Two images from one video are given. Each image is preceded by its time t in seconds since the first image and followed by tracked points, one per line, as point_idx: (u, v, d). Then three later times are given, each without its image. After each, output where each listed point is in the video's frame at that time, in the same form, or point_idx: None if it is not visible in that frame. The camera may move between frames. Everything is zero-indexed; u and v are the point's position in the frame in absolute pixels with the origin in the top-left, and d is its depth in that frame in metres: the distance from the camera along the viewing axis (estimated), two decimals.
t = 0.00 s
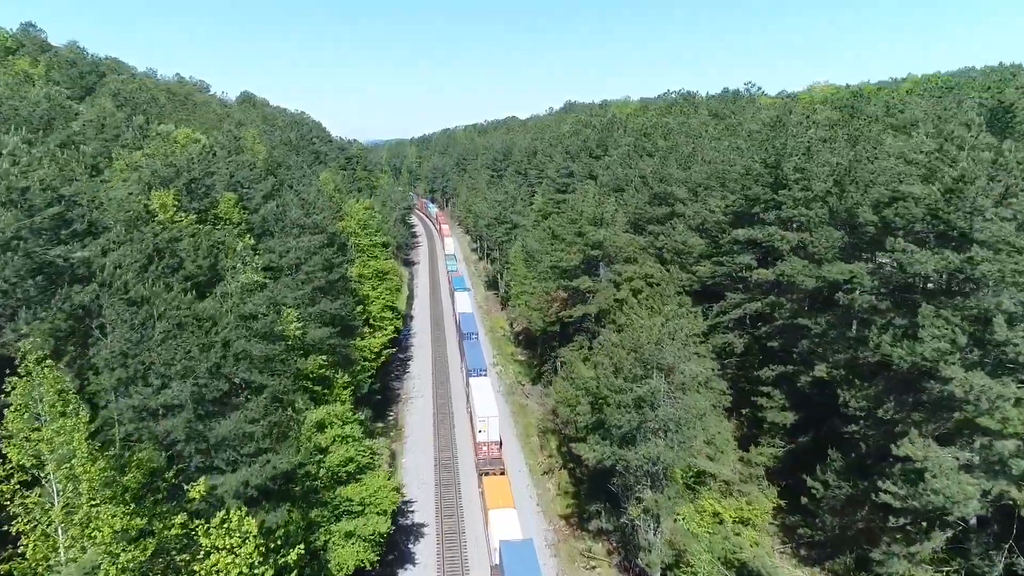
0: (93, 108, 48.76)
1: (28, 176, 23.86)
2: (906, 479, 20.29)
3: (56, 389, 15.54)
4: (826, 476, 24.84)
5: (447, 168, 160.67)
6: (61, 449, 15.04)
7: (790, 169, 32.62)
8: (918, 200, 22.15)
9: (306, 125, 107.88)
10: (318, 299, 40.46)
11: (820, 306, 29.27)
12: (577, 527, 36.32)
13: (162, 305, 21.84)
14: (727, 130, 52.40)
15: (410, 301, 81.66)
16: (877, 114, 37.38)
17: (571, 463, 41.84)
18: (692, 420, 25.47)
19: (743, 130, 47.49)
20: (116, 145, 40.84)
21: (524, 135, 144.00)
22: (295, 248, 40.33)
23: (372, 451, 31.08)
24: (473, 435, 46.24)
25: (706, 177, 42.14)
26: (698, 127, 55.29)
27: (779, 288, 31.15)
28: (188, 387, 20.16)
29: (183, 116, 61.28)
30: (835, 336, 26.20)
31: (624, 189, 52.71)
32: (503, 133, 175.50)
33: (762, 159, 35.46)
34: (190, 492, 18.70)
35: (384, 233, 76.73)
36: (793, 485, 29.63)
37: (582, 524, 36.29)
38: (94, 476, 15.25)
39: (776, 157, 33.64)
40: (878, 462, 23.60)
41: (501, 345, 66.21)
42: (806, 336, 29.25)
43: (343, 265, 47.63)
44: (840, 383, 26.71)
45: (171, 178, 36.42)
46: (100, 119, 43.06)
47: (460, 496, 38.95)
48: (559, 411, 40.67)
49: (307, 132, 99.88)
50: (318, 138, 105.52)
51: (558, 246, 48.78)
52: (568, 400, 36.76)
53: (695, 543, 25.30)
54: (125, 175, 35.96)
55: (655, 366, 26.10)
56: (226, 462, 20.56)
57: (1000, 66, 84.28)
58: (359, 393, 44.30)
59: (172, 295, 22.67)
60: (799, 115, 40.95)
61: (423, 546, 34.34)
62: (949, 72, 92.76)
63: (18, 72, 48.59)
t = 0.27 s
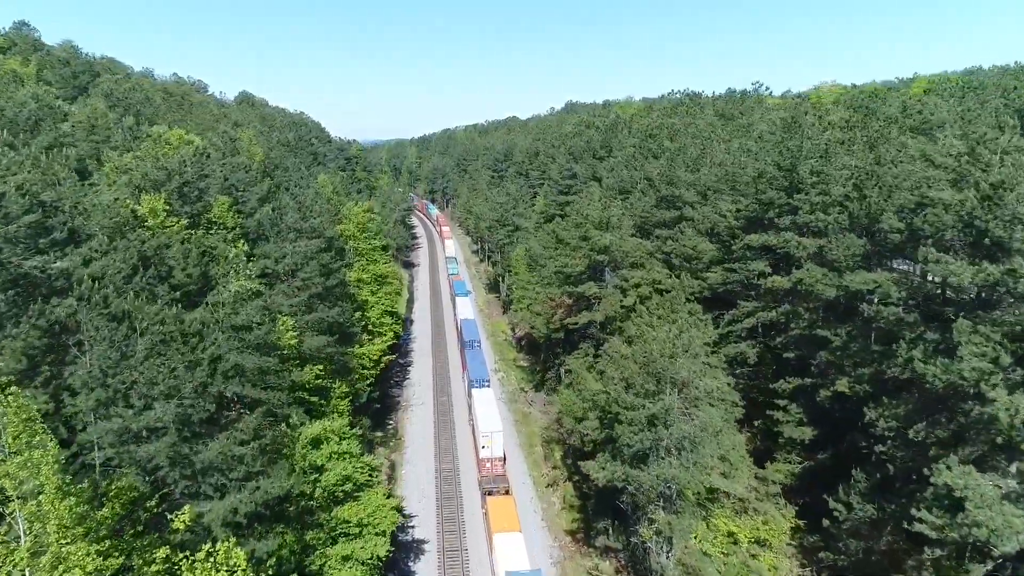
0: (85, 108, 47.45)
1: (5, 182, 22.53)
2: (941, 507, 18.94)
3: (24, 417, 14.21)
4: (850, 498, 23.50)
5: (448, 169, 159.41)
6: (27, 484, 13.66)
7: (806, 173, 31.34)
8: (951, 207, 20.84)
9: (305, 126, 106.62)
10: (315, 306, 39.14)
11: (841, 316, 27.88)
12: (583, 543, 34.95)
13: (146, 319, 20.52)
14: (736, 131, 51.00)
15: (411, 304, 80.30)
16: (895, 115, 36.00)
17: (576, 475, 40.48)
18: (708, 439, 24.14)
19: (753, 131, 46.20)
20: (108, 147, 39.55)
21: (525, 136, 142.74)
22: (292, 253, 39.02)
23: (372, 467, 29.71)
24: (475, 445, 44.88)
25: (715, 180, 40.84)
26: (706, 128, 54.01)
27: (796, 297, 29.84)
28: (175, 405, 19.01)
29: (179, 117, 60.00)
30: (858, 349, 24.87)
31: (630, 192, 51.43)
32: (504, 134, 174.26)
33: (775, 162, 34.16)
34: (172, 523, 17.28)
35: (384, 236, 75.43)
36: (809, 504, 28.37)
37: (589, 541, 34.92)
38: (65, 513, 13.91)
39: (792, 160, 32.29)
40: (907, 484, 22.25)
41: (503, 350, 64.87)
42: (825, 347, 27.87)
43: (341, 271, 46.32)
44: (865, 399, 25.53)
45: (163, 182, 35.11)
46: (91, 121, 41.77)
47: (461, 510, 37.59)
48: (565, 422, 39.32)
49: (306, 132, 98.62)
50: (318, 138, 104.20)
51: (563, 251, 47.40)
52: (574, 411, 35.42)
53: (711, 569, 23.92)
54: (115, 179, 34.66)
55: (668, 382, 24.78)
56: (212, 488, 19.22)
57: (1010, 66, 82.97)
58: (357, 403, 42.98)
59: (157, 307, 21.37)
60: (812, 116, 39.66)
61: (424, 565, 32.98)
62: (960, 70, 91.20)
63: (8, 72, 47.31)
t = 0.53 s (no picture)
0: (75, 108, 46.15)
1: None
2: (981, 537, 17.64)
3: None
4: (876, 522, 22.20)
5: (448, 169, 158.14)
6: None
7: (824, 176, 29.98)
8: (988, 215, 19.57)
9: (304, 126, 105.30)
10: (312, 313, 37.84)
11: (863, 327, 26.51)
12: (590, 561, 33.61)
13: (128, 336, 19.25)
14: (745, 132, 49.57)
15: (411, 308, 78.95)
16: (914, 116, 34.59)
17: (582, 488, 39.15)
18: (725, 459, 22.85)
19: (763, 133, 44.92)
20: (97, 149, 38.23)
21: (526, 136, 141.50)
22: (287, 259, 37.67)
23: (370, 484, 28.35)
24: (477, 456, 43.52)
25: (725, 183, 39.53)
26: (713, 130, 52.72)
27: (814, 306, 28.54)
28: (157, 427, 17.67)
29: (174, 117, 58.68)
30: (884, 364, 23.58)
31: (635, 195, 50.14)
32: (505, 134, 173.05)
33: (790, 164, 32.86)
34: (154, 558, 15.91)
35: (383, 238, 74.11)
36: (829, 522, 27.19)
37: (596, 559, 33.57)
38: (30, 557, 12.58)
39: (808, 162, 30.96)
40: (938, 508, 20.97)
41: (505, 355, 63.56)
42: (847, 360, 26.51)
43: (339, 276, 45.02)
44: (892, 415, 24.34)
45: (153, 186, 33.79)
46: (80, 122, 40.45)
47: (463, 526, 36.25)
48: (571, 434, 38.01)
49: (304, 133, 97.29)
50: (317, 139, 102.87)
51: (567, 255, 46.03)
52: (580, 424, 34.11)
53: None
54: (103, 182, 33.34)
55: (682, 398, 23.48)
56: (198, 518, 17.88)
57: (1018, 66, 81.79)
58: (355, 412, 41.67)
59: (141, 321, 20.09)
60: (826, 116, 38.39)
61: None
62: (970, 69, 89.61)
63: None
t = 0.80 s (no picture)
0: (66, 109, 44.87)
1: None
2: None
3: None
4: (906, 549, 20.99)
5: (448, 169, 156.95)
6: None
7: (843, 180, 28.71)
8: None
9: (302, 126, 103.99)
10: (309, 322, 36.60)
11: (887, 340, 25.22)
12: None
13: (107, 355, 18.04)
14: (755, 133, 48.30)
15: (411, 311, 77.66)
16: (935, 118, 33.31)
17: (588, 502, 37.91)
18: (744, 482, 21.54)
19: (773, 134, 43.71)
20: (86, 151, 36.99)
21: (528, 136, 140.25)
22: (283, 265, 36.39)
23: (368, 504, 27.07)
24: (480, 467, 42.26)
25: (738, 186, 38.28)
26: (721, 132, 51.55)
27: (836, 319, 27.32)
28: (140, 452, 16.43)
29: (168, 118, 57.44)
30: (914, 381, 22.40)
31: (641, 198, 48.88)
32: (506, 134, 171.75)
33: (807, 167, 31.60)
34: None
35: (383, 240, 72.85)
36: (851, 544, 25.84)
37: None
38: None
39: (826, 166, 29.74)
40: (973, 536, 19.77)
41: (507, 361, 62.35)
42: (870, 374, 25.23)
43: (337, 281, 43.79)
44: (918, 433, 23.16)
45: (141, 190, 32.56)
46: (70, 123, 39.22)
47: (465, 542, 34.99)
48: (579, 446, 36.78)
49: (303, 133, 96.03)
50: (316, 140, 101.59)
51: (572, 260, 44.72)
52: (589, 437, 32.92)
53: None
54: (90, 186, 32.09)
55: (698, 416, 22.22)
56: (184, 549, 16.36)
57: None
58: (354, 423, 40.46)
59: (122, 339, 18.88)
60: (841, 118, 37.17)
61: None
62: (980, 69, 88.18)
63: None
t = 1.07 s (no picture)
0: (55, 109, 43.52)
1: None
2: None
3: None
4: None
5: (448, 170, 155.66)
6: None
7: (864, 185, 27.37)
8: None
9: (300, 126, 102.58)
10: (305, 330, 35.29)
11: (914, 354, 23.93)
12: None
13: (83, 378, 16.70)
14: (765, 135, 47.08)
15: (411, 315, 76.35)
16: (956, 120, 31.98)
17: (595, 516, 36.64)
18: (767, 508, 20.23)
19: (784, 136, 42.49)
20: (72, 153, 35.63)
21: (529, 137, 139.06)
22: (278, 271, 35.02)
23: (367, 525, 25.74)
24: (482, 479, 40.96)
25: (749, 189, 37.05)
26: (729, 133, 50.32)
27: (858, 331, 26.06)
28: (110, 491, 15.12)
29: (162, 118, 56.10)
30: (946, 400, 21.16)
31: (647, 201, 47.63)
32: (506, 134, 170.50)
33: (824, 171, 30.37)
34: None
35: (382, 243, 71.53)
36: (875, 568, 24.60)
37: None
38: None
39: (845, 170, 28.47)
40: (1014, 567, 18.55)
41: (510, 366, 61.06)
42: (897, 390, 23.90)
43: (335, 287, 42.50)
44: (949, 453, 21.93)
45: (130, 194, 31.23)
46: (57, 125, 37.87)
47: (468, 559, 33.67)
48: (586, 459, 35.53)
49: (301, 133, 94.69)
50: (314, 140, 100.22)
51: (577, 266, 43.36)
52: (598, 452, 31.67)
53: None
54: (76, 191, 30.75)
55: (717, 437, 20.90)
56: None
57: None
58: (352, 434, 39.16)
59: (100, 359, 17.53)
60: (856, 119, 35.98)
61: None
62: (987, 69, 86.93)
63: None
